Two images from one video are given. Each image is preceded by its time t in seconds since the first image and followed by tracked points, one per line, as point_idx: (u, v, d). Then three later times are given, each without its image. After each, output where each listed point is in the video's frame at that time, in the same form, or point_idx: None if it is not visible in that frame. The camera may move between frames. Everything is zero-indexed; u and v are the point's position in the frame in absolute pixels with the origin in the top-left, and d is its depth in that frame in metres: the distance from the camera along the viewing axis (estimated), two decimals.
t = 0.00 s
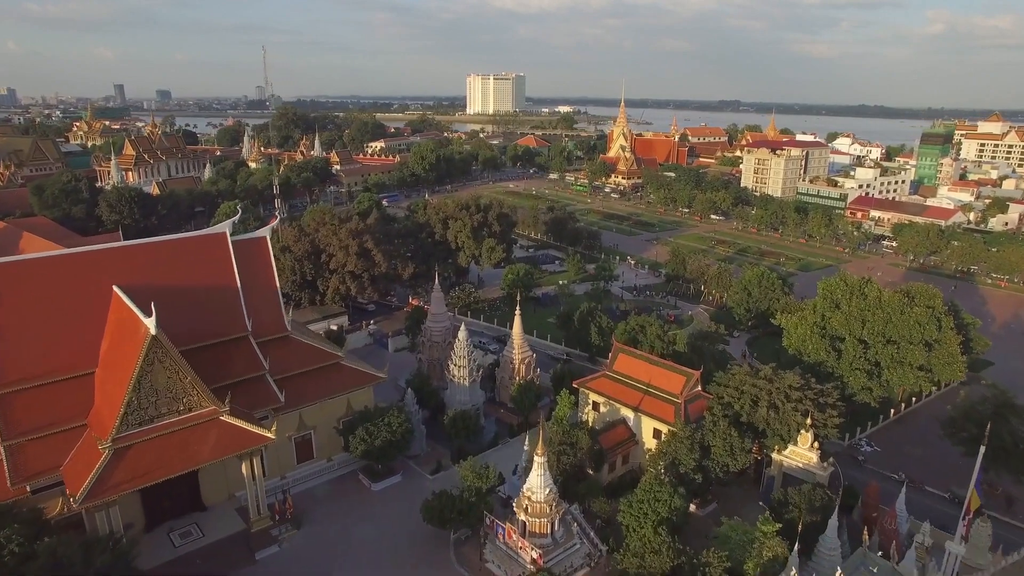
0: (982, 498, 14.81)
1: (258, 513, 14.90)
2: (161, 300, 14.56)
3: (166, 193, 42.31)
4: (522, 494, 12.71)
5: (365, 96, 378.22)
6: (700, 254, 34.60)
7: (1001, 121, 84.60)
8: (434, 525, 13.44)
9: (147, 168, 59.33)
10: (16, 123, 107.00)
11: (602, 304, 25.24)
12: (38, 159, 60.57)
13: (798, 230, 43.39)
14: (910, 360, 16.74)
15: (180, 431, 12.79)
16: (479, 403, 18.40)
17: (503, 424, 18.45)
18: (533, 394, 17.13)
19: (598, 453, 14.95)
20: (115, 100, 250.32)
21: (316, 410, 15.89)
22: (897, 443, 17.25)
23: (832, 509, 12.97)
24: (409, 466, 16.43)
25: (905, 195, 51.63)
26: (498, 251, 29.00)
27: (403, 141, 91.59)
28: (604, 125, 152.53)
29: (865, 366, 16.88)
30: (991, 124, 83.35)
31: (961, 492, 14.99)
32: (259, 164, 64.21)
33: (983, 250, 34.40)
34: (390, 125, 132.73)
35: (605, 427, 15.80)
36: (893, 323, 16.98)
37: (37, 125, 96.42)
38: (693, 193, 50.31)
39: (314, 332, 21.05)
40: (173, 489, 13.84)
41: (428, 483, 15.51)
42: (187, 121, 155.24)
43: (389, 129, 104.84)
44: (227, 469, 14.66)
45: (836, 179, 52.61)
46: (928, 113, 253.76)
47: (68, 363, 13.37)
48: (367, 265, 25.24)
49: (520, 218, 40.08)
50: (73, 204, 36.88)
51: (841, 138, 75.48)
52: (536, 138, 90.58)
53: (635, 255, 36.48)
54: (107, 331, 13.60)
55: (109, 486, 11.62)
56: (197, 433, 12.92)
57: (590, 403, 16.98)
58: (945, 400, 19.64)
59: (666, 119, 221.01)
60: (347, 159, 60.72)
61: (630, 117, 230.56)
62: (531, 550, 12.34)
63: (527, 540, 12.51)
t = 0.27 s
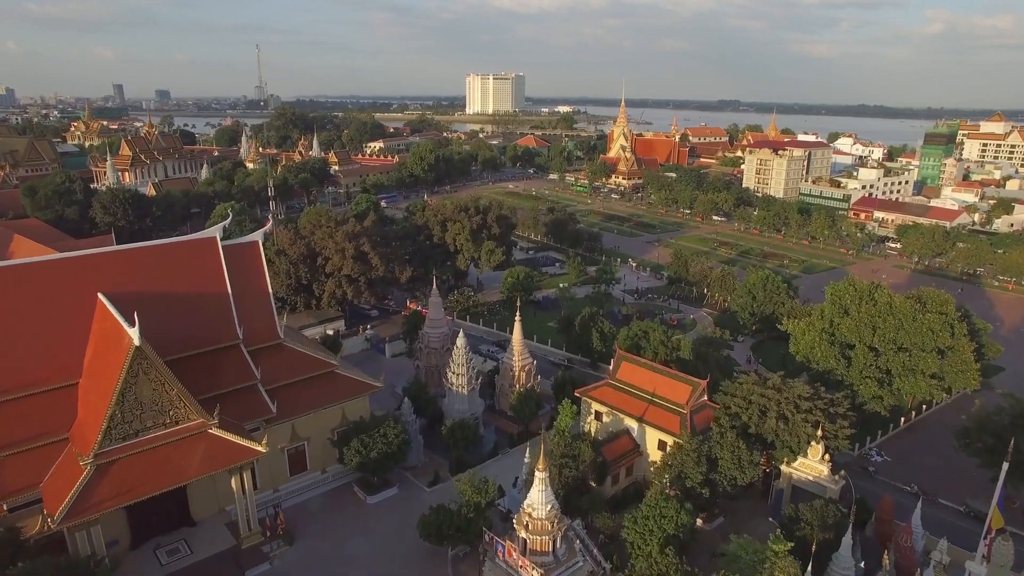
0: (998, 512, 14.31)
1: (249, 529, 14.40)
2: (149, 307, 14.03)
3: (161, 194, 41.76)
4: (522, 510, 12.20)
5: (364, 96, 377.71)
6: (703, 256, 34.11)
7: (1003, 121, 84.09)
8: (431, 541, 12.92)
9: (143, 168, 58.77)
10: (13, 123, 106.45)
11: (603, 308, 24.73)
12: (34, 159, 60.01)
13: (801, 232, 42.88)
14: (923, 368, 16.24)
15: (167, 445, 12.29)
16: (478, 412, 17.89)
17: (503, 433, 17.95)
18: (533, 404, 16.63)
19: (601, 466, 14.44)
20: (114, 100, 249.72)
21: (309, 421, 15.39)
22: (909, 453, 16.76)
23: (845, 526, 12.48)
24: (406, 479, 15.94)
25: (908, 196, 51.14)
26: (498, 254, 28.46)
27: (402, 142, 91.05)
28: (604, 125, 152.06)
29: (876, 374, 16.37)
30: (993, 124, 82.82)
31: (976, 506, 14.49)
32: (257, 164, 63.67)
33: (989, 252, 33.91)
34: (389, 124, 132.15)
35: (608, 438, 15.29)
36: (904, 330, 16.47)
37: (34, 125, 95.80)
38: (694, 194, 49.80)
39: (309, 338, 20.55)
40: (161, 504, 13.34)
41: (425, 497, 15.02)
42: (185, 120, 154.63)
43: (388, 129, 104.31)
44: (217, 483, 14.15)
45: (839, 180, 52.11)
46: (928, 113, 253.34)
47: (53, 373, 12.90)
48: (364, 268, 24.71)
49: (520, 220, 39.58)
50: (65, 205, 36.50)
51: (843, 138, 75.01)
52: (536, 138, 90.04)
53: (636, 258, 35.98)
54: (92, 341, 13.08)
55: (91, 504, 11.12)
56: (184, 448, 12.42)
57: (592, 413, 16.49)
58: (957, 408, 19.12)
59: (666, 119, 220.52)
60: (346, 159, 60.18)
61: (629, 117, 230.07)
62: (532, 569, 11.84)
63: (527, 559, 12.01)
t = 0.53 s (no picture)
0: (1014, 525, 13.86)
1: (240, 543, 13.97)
2: (139, 313, 13.57)
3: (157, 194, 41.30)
4: (523, 526, 11.74)
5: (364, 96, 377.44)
6: (705, 258, 33.69)
7: (1005, 121, 83.66)
8: (428, 557, 12.46)
9: (141, 168, 58.32)
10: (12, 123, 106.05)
11: (605, 312, 24.31)
12: (30, 160, 59.58)
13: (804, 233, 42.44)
14: (934, 375, 15.81)
15: (154, 458, 11.84)
16: (477, 420, 17.44)
17: (503, 442, 17.51)
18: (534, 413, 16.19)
19: (604, 477, 13.99)
20: (113, 99, 249.33)
21: (303, 430, 14.95)
22: (919, 462, 16.33)
23: (858, 542, 12.01)
24: (403, 489, 15.49)
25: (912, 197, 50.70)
26: (497, 256, 28.02)
27: (401, 142, 90.62)
28: (604, 125, 151.67)
29: (886, 381, 15.94)
30: (995, 123, 82.40)
31: (991, 518, 14.04)
32: (255, 164, 63.24)
33: (996, 253, 33.49)
34: (388, 124, 131.70)
35: (611, 448, 14.85)
36: (915, 336, 16.04)
37: (31, 125, 95.33)
38: (695, 195, 49.37)
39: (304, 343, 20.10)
40: (148, 519, 12.89)
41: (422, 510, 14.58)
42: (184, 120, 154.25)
43: (388, 129, 103.90)
44: (207, 495, 13.70)
45: (841, 180, 51.68)
46: (928, 112, 252.94)
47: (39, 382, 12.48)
48: (361, 271, 24.25)
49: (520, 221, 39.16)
50: (59, 207, 36.10)
51: (844, 138, 74.58)
52: (536, 138, 89.61)
53: (638, 259, 35.56)
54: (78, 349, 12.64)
55: (74, 521, 10.69)
56: (172, 461, 11.97)
57: (595, 421, 16.05)
58: (968, 415, 18.68)
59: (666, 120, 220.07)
60: (344, 160, 59.72)
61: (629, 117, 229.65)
62: None
63: None
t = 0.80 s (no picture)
0: None
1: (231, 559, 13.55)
2: (128, 321, 13.15)
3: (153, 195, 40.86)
4: (523, 542, 11.31)
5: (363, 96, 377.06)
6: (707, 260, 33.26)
7: (1008, 121, 83.27)
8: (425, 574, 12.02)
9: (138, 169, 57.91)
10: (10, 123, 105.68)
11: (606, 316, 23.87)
12: (27, 160, 59.14)
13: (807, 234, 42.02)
14: (946, 383, 15.39)
15: (140, 472, 11.40)
16: (476, 429, 17.01)
17: (502, 451, 17.07)
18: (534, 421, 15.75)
19: (607, 489, 13.55)
20: (112, 100, 248.93)
21: (297, 440, 14.50)
22: (930, 471, 15.89)
23: (871, 558, 11.57)
24: (400, 501, 15.05)
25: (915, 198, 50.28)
26: (497, 258, 27.58)
27: (401, 142, 90.20)
28: (604, 125, 151.26)
29: (897, 389, 15.51)
30: (997, 123, 81.98)
31: (1006, 531, 13.59)
32: (253, 164, 62.79)
33: (1001, 255, 33.07)
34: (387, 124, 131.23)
35: (615, 459, 14.42)
36: (926, 343, 15.58)
37: (29, 126, 94.92)
38: (697, 195, 48.96)
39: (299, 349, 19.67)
40: (136, 533, 12.46)
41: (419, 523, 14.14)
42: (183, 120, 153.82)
43: (387, 129, 103.50)
44: (197, 509, 13.26)
45: (844, 180, 51.25)
46: (928, 112, 252.56)
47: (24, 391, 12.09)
48: (358, 274, 23.81)
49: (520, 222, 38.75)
50: (53, 208, 35.69)
51: (846, 138, 74.18)
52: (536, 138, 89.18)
53: (639, 261, 35.15)
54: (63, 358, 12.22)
55: (54, 539, 10.26)
56: (160, 474, 11.52)
57: (597, 431, 15.62)
58: (978, 423, 18.28)
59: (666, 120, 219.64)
60: (343, 160, 59.29)
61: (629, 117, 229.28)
62: None
63: None
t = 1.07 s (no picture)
0: None
1: None
2: (113, 329, 12.61)
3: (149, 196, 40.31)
4: (524, 564, 10.79)
5: (363, 96, 376.50)
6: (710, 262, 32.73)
7: (1011, 121, 82.82)
8: None
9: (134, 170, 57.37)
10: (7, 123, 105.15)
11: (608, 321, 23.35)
12: (22, 160, 58.58)
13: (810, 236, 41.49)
14: (961, 394, 14.88)
15: (122, 491, 10.87)
16: (475, 440, 16.50)
17: (502, 462, 16.53)
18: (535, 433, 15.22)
19: (611, 505, 13.02)
20: (111, 100, 248.41)
21: (288, 454, 13.98)
22: (943, 484, 15.37)
23: None
24: (396, 516, 14.52)
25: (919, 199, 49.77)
26: (496, 261, 27.04)
27: (400, 142, 89.65)
28: (604, 125, 150.78)
29: (910, 400, 14.99)
30: (1000, 123, 81.50)
31: None
32: (250, 164, 62.22)
33: (1009, 257, 32.56)
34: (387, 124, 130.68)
35: (618, 472, 13.89)
36: (941, 352, 15.06)
37: (27, 126, 94.31)
38: (698, 196, 48.44)
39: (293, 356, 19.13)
40: (119, 553, 11.94)
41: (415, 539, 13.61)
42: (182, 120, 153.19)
43: (386, 130, 102.96)
44: (184, 526, 12.73)
45: (847, 181, 50.75)
46: (929, 112, 252.09)
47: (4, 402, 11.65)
48: (354, 279, 23.28)
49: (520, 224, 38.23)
50: (46, 210, 35.18)
51: (848, 138, 73.67)
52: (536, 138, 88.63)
53: (640, 264, 34.64)
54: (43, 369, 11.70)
55: (28, 564, 9.74)
56: (143, 493, 10.99)
57: (600, 443, 15.11)
58: (990, 432, 17.79)
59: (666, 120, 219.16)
60: (341, 160, 58.74)
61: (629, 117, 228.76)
62: None
63: None
